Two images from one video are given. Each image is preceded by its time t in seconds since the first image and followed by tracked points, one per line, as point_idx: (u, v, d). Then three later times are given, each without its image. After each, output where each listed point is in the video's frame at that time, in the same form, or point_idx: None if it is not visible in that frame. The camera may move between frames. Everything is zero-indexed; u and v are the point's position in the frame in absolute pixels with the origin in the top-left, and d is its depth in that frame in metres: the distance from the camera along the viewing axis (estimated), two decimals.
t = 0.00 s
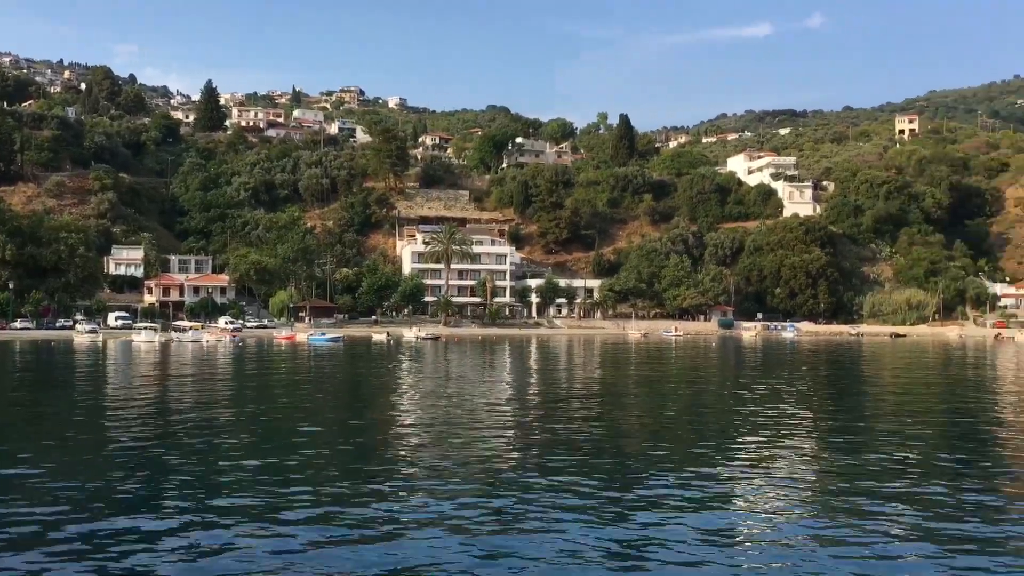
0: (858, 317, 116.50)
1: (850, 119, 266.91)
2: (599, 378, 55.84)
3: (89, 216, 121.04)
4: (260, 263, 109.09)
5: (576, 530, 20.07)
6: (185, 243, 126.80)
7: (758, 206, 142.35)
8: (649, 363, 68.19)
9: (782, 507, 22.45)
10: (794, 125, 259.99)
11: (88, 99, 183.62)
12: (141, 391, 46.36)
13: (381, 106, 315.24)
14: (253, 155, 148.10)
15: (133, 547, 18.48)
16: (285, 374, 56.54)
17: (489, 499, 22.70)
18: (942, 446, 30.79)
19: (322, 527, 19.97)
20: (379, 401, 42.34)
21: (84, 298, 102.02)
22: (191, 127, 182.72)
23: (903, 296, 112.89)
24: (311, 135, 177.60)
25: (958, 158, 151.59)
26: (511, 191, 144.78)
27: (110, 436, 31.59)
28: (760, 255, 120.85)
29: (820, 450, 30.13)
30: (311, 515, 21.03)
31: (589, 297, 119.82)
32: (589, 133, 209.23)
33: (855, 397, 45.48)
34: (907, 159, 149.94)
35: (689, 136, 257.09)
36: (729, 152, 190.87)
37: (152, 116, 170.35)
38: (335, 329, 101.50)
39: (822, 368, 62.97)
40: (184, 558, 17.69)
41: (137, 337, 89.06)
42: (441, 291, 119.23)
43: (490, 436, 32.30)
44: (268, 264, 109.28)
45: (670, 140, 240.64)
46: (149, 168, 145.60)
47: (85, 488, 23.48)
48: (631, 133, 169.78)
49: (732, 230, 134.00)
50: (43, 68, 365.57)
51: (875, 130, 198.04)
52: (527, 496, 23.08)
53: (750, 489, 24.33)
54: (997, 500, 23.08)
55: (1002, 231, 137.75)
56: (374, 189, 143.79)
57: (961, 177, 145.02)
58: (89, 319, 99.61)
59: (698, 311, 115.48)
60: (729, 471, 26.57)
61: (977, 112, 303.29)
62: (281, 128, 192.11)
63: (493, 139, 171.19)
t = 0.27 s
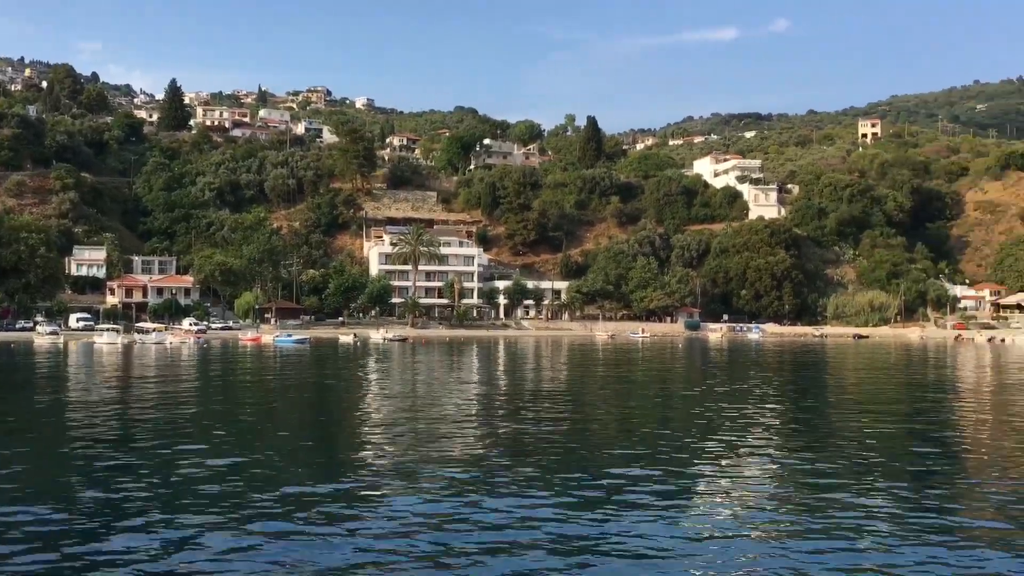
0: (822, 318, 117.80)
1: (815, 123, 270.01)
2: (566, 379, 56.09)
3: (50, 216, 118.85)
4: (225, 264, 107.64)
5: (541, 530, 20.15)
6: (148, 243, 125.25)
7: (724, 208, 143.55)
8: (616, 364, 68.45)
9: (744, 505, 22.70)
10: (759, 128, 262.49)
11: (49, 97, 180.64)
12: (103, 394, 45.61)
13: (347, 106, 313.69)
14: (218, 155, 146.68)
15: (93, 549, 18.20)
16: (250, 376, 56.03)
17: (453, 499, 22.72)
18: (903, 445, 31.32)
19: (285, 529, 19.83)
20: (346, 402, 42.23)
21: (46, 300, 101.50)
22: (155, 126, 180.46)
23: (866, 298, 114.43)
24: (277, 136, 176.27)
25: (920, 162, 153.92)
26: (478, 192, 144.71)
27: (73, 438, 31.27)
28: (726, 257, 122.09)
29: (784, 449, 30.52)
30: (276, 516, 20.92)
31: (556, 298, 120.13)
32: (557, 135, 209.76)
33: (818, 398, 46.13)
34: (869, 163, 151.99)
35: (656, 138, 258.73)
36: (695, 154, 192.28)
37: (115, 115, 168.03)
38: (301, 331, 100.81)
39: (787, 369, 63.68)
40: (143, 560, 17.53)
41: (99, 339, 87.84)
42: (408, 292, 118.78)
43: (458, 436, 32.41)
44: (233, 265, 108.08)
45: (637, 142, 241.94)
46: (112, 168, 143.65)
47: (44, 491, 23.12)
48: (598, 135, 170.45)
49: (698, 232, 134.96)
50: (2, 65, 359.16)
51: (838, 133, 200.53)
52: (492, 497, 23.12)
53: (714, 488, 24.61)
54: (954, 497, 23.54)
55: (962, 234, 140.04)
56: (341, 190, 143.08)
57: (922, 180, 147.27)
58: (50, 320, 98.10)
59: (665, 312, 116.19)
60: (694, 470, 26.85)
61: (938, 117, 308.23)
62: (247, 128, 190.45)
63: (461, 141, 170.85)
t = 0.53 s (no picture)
0: (785, 319, 118.88)
1: (778, 125, 272.94)
2: (531, 379, 56.15)
3: (6, 215, 116.60)
4: (187, 264, 106.27)
5: (507, 529, 20.02)
6: (109, 243, 123.35)
7: (688, 209, 144.50)
8: (582, 364, 68.59)
9: (709, 504, 22.74)
10: (723, 130, 264.68)
11: (6, 94, 177.35)
12: (61, 395, 44.80)
13: (312, 105, 311.69)
14: (180, 154, 144.91)
15: (49, 554, 17.67)
16: (213, 376, 55.34)
17: (417, 499, 22.53)
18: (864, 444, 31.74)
19: (247, 530, 19.53)
20: (310, 403, 41.87)
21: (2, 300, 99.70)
22: (115, 124, 177.89)
23: (828, 298, 115.66)
24: (240, 135, 174.59)
25: (880, 164, 156.07)
26: (444, 192, 144.36)
27: (29, 441, 30.56)
28: (691, 257, 122.91)
29: (747, 448, 30.76)
30: (237, 517, 20.63)
31: (522, 298, 120.23)
32: (522, 135, 209.96)
33: (781, 397, 46.55)
34: (831, 165, 153.79)
35: (621, 139, 260.09)
36: (660, 155, 193.40)
37: (74, 113, 165.43)
38: (264, 332, 99.88)
39: (750, 368, 64.23)
40: (99, 562, 17.16)
41: (58, 340, 86.36)
42: (373, 292, 118.04)
43: (424, 437, 32.18)
44: (195, 266, 106.56)
45: (602, 143, 242.80)
46: (71, 166, 141.39)
47: None
48: (564, 136, 170.83)
49: (663, 232, 135.70)
50: None
51: (801, 135, 202.71)
52: (456, 497, 22.98)
53: (679, 486, 24.71)
54: (915, 495, 23.79)
55: (921, 235, 142.19)
56: (306, 190, 142.03)
57: (882, 182, 149.35)
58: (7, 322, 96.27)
59: (630, 312, 116.70)
60: (659, 469, 26.96)
61: (897, 120, 313.18)
62: (210, 127, 188.43)
63: (426, 141, 169.11)
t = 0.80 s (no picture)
0: (751, 317, 119.96)
1: (744, 125, 275.14)
2: (499, 377, 56.24)
3: None
4: (152, 263, 104.97)
5: (476, 531, 19.83)
6: (71, 241, 121.65)
7: (655, 208, 145.21)
8: (552, 362, 68.74)
9: (679, 503, 22.70)
10: (690, 130, 266.44)
11: None
12: (22, 395, 44.14)
13: (279, 103, 309.33)
14: (144, 151, 143.22)
15: (12, 558, 17.46)
16: (179, 376, 54.79)
17: (383, 501, 22.26)
18: (829, 441, 31.99)
19: (210, 535, 19.19)
20: (277, 402, 41.62)
21: None
22: (78, 120, 175.43)
23: (793, 297, 116.80)
24: (206, 132, 172.97)
25: (844, 164, 157.85)
26: (412, 191, 143.99)
27: None
28: (658, 256, 123.52)
29: (715, 446, 30.88)
30: (200, 521, 20.25)
31: (490, 297, 120.33)
32: (491, 134, 209.95)
33: (746, 395, 46.97)
34: (796, 165, 155.34)
35: (589, 138, 260.90)
36: (628, 155, 194.28)
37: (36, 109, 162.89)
38: (231, 331, 99.04)
39: (718, 366, 64.76)
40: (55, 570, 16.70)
41: (19, 340, 85.06)
42: (341, 291, 117.48)
43: (391, 436, 32.09)
44: (160, 264, 105.40)
45: (571, 142, 243.40)
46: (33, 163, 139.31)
47: None
48: (532, 135, 171.01)
49: (631, 231, 136.32)
50: None
51: (767, 135, 204.56)
52: (424, 498, 22.73)
53: (649, 485, 24.69)
54: (881, 493, 23.94)
55: (884, 234, 144.13)
56: (272, 188, 141.00)
57: (847, 182, 151.08)
58: None
59: (598, 311, 117.17)
60: (629, 468, 26.93)
61: (861, 121, 316.96)
62: (175, 123, 186.44)
63: (394, 139, 169.01)
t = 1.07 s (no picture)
0: (722, 316, 120.69)
1: (716, 124, 276.66)
2: (471, 375, 56.17)
3: None
4: (120, 260, 103.71)
5: (445, 528, 19.77)
6: (37, 237, 119.95)
7: (628, 207, 145.67)
8: (524, 360, 68.70)
9: (647, 499, 22.78)
10: (662, 129, 267.50)
11: None
12: None
13: (250, 99, 306.78)
14: (112, 147, 141.51)
15: None
16: (147, 374, 54.21)
17: (351, 499, 22.14)
18: (798, 438, 32.31)
19: (174, 534, 18.98)
20: (247, 401, 41.32)
21: None
22: (44, 115, 172.90)
23: (764, 295, 117.64)
24: (175, 128, 171.26)
25: (814, 164, 159.20)
26: (384, 188, 143.48)
27: None
28: (631, 255, 123.90)
29: (685, 443, 31.07)
30: (165, 520, 20.03)
31: (463, 296, 120.19)
32: (464, 132, 209.55)
33: (717, 392, 47.24)
34: (767, 164, 156.52)
35: (562, 137, 260.73)
36: (601, 153, 194.71)
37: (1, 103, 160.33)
38: (200, 329, 98.07)
39: (690, 365, 64.93)
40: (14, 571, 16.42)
41: None
42: (312, 289, 116.82)
43: (363, 434, 31.97)
44: (128, 261, 104.07)
45: (543, 140, 243.45)
46: None
47: None
48: (505, 133, 170.89)
49: (604, 230, 136.64)
50: None
51: (739, 135, 205.93)
52: (393, 496, 22.66)
53: (619, 481, 24.78)
54: (848, 488, 24.14)
55: (853, 233, 145.65)
56: (243, 185, 139.86)
57: (817, 182, 152.42)
58: None
59: (570, 309, 117.35)
60: (599, 464, 27.04)
61: (831, 121, 319.65)
62: (144, 119, 184.38)
63: (367, 136, 166.48)
